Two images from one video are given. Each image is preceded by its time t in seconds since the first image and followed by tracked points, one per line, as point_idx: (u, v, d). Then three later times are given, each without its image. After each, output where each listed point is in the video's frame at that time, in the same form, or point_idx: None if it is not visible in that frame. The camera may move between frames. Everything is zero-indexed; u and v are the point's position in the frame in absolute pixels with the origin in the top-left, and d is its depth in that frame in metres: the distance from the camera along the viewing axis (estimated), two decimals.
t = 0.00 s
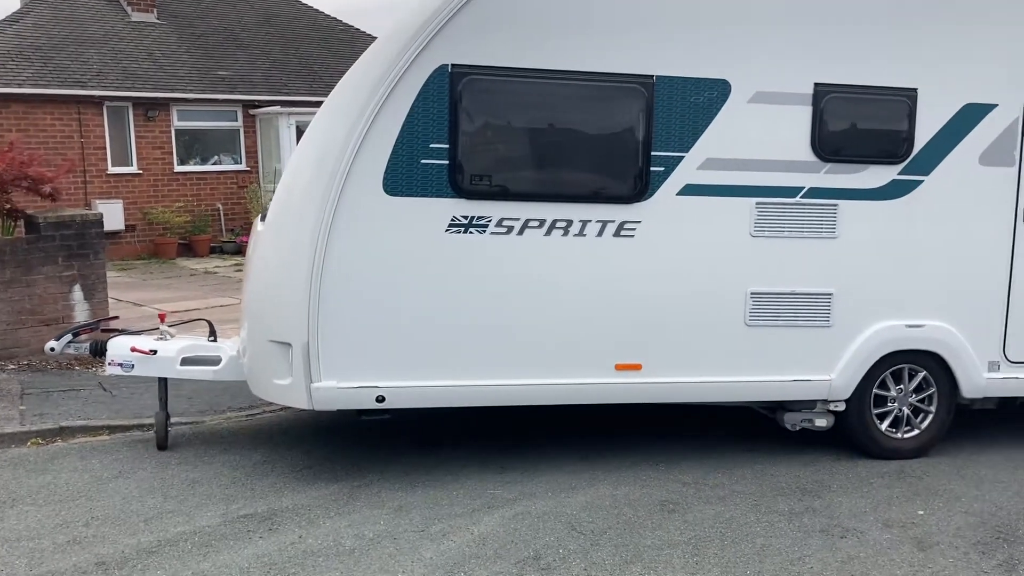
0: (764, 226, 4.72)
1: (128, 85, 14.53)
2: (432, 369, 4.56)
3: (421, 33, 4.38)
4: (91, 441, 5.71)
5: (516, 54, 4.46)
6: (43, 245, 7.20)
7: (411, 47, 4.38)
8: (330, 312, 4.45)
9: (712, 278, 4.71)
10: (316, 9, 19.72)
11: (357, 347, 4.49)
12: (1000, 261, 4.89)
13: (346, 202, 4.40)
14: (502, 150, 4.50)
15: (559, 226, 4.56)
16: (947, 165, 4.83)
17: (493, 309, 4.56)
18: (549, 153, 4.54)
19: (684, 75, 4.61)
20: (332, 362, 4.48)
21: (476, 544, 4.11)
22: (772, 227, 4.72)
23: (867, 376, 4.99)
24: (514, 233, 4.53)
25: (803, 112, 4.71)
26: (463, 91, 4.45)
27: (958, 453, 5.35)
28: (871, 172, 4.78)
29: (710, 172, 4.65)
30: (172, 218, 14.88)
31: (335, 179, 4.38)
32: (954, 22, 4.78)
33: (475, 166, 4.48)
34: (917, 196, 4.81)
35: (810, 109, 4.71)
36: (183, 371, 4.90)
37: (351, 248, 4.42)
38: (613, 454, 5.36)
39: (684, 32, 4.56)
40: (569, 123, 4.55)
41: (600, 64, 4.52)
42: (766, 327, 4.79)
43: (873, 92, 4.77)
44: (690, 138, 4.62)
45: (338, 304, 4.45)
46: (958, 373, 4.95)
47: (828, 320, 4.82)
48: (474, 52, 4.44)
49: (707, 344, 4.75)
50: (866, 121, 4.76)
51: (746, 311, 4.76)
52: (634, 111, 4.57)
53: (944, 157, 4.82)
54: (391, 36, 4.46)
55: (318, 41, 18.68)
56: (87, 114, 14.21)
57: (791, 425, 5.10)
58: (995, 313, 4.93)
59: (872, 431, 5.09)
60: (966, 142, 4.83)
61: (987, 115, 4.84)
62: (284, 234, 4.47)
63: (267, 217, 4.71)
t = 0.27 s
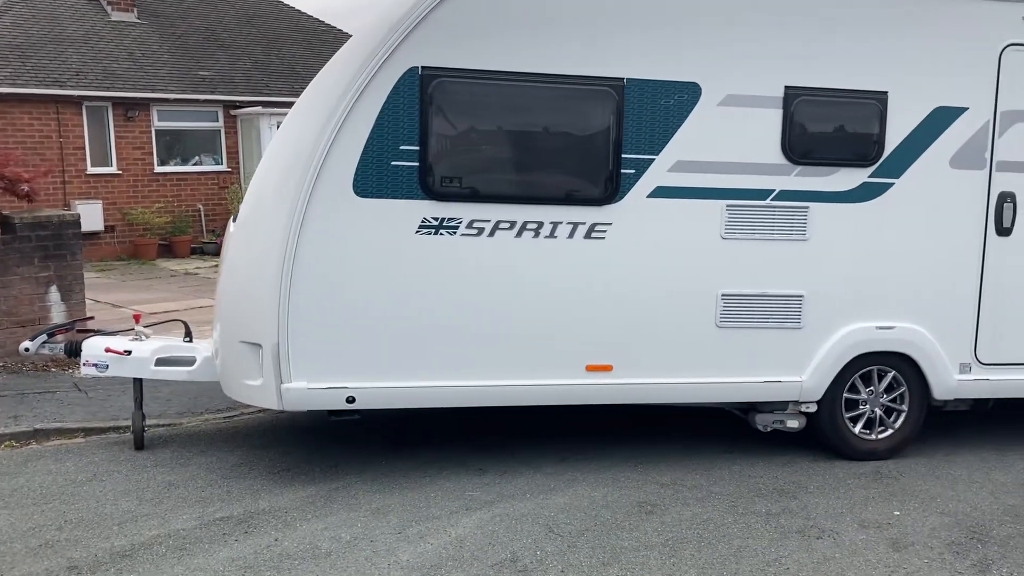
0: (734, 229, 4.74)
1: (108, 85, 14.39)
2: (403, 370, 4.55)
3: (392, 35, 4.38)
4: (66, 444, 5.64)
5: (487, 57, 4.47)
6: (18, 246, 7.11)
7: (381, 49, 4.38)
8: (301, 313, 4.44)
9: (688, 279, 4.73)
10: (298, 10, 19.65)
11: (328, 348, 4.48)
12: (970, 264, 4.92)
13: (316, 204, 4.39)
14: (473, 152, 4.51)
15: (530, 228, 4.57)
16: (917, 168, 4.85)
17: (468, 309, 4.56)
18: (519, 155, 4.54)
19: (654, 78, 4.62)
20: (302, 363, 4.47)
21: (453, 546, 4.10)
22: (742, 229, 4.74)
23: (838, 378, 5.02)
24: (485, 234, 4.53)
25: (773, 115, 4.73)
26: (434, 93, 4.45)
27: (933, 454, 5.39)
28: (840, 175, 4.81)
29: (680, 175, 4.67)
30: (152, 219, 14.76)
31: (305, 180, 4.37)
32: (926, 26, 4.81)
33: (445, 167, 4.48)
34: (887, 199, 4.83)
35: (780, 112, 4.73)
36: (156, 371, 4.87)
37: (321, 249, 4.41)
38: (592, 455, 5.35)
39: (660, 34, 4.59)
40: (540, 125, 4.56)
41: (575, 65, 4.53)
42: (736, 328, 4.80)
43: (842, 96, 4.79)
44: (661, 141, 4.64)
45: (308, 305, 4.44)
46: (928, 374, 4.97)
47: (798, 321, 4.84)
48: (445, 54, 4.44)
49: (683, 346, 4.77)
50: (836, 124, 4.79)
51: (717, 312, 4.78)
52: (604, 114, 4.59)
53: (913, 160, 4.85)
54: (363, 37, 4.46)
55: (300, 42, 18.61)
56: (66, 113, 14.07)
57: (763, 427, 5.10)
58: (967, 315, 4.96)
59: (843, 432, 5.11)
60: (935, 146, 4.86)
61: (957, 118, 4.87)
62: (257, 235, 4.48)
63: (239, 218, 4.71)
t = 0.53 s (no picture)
0: (714, 231, 4.76)
1: (95, 86, 14.31)
2: (383, 371, 4.55)
3: (370, 38, 4.40)
4: (50, 447, 5.60)
5: (466, 60, 4.48)
6: (2, 248, 7.06)
7: (360, 52, 4.40)
8: (279, 314, 4.44)
9: (673, 282, 4.75)
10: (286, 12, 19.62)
11: (308, 349, 4.48)
12: (949, 266, 4.95)
13: (294, 205, 4.40)
14: (451, 154, 4.52)
15: (509, 230, 4.58)
16: (896, 171, 4.88)
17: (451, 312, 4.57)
18: (497, 157, 4.55)
19: (633, 80, 4.64)
20: (281, 364, 4.47)
21: (438, 549, 4.09)
22: (721, 231, 4.76)
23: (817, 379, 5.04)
24: (464, 236, 4.54)
25: (752, 117, 4.75)
26: (413, 95, 4.46)
27: (918, 455, 5.42)
28: (819, 177, 4.83)
29: (659, 177, 4.69)
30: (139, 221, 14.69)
31: (283, 182, 4.38)
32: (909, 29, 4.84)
33: (424, 170, 4.49)
34: (865, 201, 4.86)
35: (758, 115, 4.76)
36: (140, 373, 4.85)
37: (300, 250, 4.42)
38: (580, 457, 5.35)
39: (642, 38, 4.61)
40: (519, 127, 4.57)
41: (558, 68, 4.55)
42: (715, 330, 4.82)
43: (820, 98, 4.82)
44: (640, 143, 4.66)
45: (286, 306, 4.44)
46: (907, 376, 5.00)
47: (778, 322, 4.87)
48: (424, 56, 4.46)
49: (668, 347, 4.80)
50: (814, 127, 4.81)
51: (697, 313, 4.79)
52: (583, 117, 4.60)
53: (892, 163, 4.88)
54: (342, 40, 4.47)
55: (288, 44, 18.58)
56: (52, 115, 13.99)
57: (743, 428, 5.13)
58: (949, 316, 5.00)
59: (822, 434, 5.14)
60: (913, 149, 4.89)
61: (937, 121, 4.89)
62: (235, 237, 4.48)
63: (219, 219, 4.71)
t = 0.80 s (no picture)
0: (704, 231, 4.76)
1: (91, 87, 14.27)
2: (373, 371, 4.56)
3: (360, 39, 4.40)
4: (47, 449, 5.59)
5: (455, 60, 4.49)
6: None
7: (350, 52, 4.40)
8: (270, 314, 4.44)
9: (668, 282, 4.76)
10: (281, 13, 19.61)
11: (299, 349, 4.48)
12: (941, 266, 4.96)
13: (284, 206, 4.40)
14: (441, 154, 4.52)
15: (499, 230, 4.58)
16: (887, 171, 4.89)
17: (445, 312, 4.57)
18: (486, 158, 4.56)
19: (623, 81, 4.64)
20: (272, 364, 4.47)
21: (435, 549, 4.09)
22: (711, 231, 4.77)
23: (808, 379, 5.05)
24: (453, 236, 4.54)
25: (741, 118, 4.76)
26: (403, 96, 4.46)
27: (912, 454, 5.43)
28: (809, 177, 4.84)
29: (649, 177, 4.69)
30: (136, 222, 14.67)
31: (273, 182, 4.38)
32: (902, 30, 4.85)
33: (413, 170, 4.49)
34: (855, 201, 4.87)
35: (748, 115, 4.76)
36: (134, 373, 4.85)
37: (291, 250, 4.42)
38: (577, 458, 5.35)
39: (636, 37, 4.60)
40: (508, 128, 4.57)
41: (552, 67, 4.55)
42: (705, 329, 4.83)
43: (809, 98, 4.82)
44: (629, 144, 4.66)
45: (276, 306, 4.44)
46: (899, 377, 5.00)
47: (768, 322, 4.87)
48: (414, 57, 4.46)
49: (663, 347, 4.80)
50: (803, 127, 4.82)
51: (687, 313, 4.80)
52: (572, 117, 4.61)
53: (883, 163, 4.88)
54: (331, 40, 4.47)
55: (284, 45, 18.57)
56: (48, 116, 13.95)
57: (733, 428, 5.13)
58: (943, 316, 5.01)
59: (813, 433, 5.15)
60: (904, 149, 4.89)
61: (928, 120, 4.90)
62: (225, 237, 4.48)
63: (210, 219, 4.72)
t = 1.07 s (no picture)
0: (702, 231, 4.75)
1: (95, 89, 14.30)
2: (373, 371, 4.56)
3: (358, 40, 4.41)
4: (53, 449, 5.60)
5: (453, 61, 4.49)
6: (3, 251, 7.07)
7: (348, 53, 4.40)
8: (269, 314, 4.45)
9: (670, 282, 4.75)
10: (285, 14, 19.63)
11: (298, 348, 4.48)
12: (941, 265, 4.95)
13: (283, 207, 4.40)
14: (439, 154, 4.52)
15: (495, 231, 4.58)
16: (887, 171, 4.87)
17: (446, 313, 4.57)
18: (484, 158, 4.56)
19: (620, 81, 4.63)
20: (271, 364, 4.48)
21: (440, 550, 4.09)
22: (709, 231, 4.76)
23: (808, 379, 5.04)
24: (451, 237, 4.54)
25: (739, 117, 4.75)
26: (400, 97, 4.47)
27: (916, 455, 5.42)
28: (808, 177, 4.83)
29: (646, 177, 4.69)
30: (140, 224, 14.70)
31: (271, 183, 4.39)
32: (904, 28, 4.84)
33: (410, 171, 4.49)
34: (854, 201, 4.86)
35: (746, 115, 4.75)
36: (138, 372, 4.86)
37: (290, 251, 4.42)
38: (582, 458, 5.35)
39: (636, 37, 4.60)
40: (506, 128, 4.57)
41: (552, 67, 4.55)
42: (704, 329, 4.82)
43: (807, 97, 4.81)
44: (627, 144, 4.66)
45: (275, 306, 4.45)
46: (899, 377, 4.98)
47: (767, 322, 4.86)
48: (411, 58, 4.46)
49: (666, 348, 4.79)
50: (801, 126, 4.81)
51: (685, 314, 4.79)
52: (570, 117, 4.60)
53: (881, 162, 4.87)
54: (329, 42, 4.47)
55: (288, 46, 18.59)
56: (53, 118, 13.98)
57: (732, 428, 5.11)
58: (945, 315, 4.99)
59: (813, 433, 5.14)
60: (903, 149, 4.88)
61: (928, 120, 4.89)
62: (224, 237, 4.49)
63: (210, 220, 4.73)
